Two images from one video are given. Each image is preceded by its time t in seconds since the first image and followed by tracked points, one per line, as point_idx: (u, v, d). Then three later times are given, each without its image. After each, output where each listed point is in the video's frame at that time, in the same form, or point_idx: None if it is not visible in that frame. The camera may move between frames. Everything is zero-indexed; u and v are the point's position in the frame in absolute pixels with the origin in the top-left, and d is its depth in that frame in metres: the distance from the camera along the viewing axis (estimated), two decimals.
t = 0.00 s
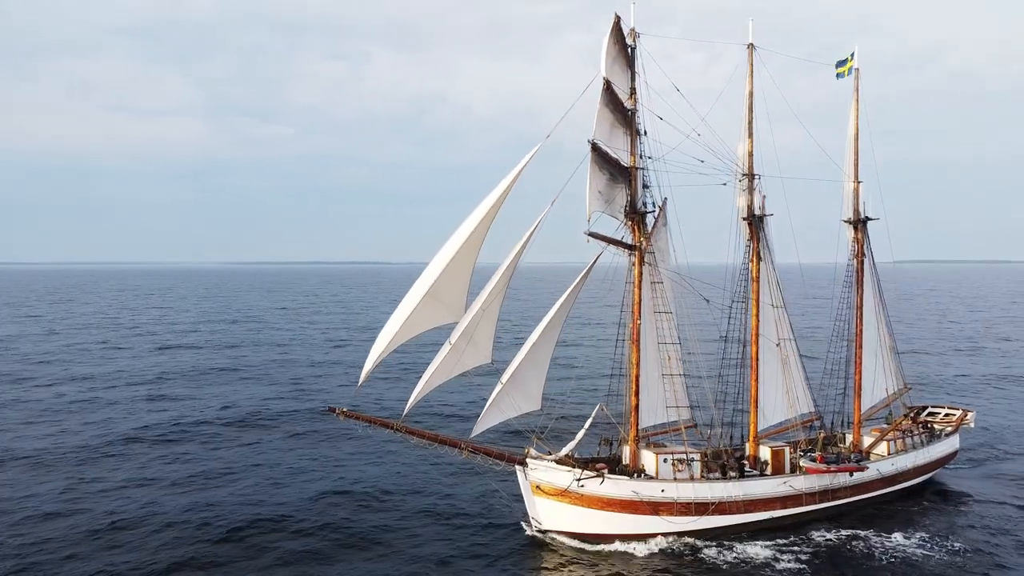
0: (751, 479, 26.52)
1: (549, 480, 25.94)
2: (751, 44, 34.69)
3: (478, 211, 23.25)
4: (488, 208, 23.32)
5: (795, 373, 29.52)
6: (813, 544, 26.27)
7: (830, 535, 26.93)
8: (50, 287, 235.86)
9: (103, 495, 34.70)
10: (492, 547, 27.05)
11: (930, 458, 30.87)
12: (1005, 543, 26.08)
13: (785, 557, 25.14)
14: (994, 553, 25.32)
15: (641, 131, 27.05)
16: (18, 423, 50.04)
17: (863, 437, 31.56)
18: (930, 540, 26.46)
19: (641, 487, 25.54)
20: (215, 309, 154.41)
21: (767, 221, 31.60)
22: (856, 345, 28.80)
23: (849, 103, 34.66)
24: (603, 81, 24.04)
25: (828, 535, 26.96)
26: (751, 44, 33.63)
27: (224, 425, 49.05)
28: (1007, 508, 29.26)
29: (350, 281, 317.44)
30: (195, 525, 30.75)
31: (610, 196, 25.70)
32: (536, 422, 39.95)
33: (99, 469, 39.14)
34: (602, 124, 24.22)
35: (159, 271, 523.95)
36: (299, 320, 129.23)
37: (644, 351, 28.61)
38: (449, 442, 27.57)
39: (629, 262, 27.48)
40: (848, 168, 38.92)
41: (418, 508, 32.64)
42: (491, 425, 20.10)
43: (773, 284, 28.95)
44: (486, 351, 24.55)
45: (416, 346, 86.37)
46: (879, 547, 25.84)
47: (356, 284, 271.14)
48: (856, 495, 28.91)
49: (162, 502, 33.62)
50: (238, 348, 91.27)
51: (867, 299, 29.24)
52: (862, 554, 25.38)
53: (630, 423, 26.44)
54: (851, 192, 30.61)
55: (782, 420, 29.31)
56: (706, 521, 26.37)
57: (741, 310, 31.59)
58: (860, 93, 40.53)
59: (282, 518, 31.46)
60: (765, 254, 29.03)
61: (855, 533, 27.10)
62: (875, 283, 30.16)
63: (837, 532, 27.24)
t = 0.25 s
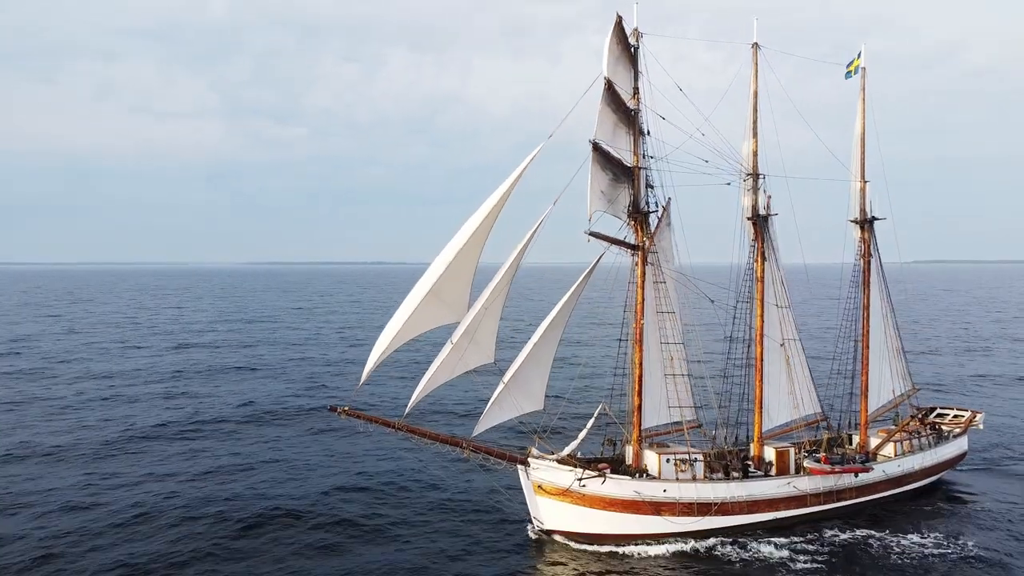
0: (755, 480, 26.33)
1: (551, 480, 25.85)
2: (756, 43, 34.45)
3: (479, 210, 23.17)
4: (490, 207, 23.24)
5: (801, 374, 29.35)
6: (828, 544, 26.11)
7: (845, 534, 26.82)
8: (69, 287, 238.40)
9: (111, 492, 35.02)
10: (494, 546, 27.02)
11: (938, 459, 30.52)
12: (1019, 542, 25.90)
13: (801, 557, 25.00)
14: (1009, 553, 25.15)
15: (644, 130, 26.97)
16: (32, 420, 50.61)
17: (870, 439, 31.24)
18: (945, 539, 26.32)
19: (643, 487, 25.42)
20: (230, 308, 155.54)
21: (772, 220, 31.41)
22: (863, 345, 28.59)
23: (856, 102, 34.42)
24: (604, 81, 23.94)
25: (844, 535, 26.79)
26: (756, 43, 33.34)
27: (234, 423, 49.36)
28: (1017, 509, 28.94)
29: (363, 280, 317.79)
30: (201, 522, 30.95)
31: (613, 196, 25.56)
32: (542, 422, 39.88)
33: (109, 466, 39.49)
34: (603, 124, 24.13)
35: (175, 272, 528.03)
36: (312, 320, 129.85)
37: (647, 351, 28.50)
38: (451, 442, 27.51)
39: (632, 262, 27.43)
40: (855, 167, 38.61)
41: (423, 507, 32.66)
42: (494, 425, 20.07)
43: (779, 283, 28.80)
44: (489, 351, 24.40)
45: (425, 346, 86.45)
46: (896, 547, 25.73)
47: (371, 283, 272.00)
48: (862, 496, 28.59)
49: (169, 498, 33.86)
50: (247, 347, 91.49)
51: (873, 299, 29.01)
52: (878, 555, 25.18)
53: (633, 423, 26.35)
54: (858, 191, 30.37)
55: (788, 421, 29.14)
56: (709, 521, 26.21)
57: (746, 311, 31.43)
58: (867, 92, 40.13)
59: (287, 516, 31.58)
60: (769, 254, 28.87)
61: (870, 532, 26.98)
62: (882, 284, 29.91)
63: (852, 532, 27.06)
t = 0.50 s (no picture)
0: (758, 480, 26.21)
1: (553, 480, 25.82)
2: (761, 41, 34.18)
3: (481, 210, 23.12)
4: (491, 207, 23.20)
5: (806, 375, 29.23)
6: (842, 544, 26.01)
7: (860, 534, 26.77)
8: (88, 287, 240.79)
9: (120, 490, 35.37)
10: (496, 547, 27.04)
11: (946, 461, 30.19)
12: None
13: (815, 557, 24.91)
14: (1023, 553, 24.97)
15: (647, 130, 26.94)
16: (46, 418, 51.25)
17: (877, 440, 30.92)
18: (960, 539, 26.17)
19: (644, 487, 25.36)
20: (246, 308, 156.66)
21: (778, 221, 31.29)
22: (869, 345, 28.41)
23: (864, 101, 34.19)
24: (605, 81, 23.92)
25: (859, 535, 26.71)
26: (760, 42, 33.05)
27: (244, 422, 49.69)
28: None
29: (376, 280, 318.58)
30: (206, 521, 31.20)
31: (615, 196, 25.56)
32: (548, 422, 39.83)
33: (119, 464, 39.89)
34: (604, 124, 24.11)
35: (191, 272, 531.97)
36: (326, 319, 130.47)
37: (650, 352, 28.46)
38: (453, 442, 27.52)
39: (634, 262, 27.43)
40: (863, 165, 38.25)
41: (427, 508, 32.73)
42: (496, 423, 20.16)
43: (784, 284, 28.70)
44: (491, 351, 24.24)
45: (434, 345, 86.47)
46: (911, 546, 25.66)
47: (385, 283, 272.81)
48: (867, 498, 28.34)
49: (177, 497, 34.16)
50: (258, 347, 91.79)
51: (880, 300, 28.75)
52: (893, 554, 25.07)
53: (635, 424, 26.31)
54: (865, 191, 30.19)
55: (793, 422, 29.03)
56: (712, 522, 26.10)
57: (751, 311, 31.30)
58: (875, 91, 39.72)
59: (292, 516, 31.76)
60: (774, 254, 28.77)
61: (884, 532, 26.88)
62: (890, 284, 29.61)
63: (866, 531, 26.96)
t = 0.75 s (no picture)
0: (760, 482, 26.09)
1: (554, 481, 25.79)
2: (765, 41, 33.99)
3: (484, 209, 22.86)
4: (495, 206, 23.01)
5: (811, 375, 29.15)
6: (859, 544, 25.91)
7: (875, 533, 26.66)
8: (107, 287, 243.10)
9: (130, 489, 35.73)
10: (498, 548, 27.03)
11: (953, 462, 29.92)
12: None
13: (835, 557, 24.78)
14: None
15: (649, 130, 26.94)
16: (61, 417, 51.88)
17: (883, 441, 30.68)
18: (974, 539, 25.98)
19: (645, 488, 25.30)
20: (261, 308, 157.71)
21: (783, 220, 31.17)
22: (874, 345, 28.26)
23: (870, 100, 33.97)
24: (605, 81, 23.92)
25: (876, 533, 26.68)
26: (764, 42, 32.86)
27: (255, 421, 50.00)
28: None
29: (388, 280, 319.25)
30: (213, 521, 31.44)
31: (616, 196, 25.55)
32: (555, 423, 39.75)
33: (130, 463, 40.30)
34: (604, 124, 24.12)
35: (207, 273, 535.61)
36: (340, 319, 131.04)
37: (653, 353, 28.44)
38: (455, 442, 27.57)
39: (637, 262, 27.45)
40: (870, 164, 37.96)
41: (432, 508, 32.76)
42: (500, 422, 20.21)
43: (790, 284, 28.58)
44: (494, 352, 24.04)
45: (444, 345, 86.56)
46: (927, 546, 25.52)
47: (400, 283, 273.45)
48: (872, 499, 28.11)
49: (184, 496, 34.45)
50: (269, 346, 92.20)
51: (886, 300, 28.57)
52: (912, 553, 24.98)
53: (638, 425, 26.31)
54: (870, 190, 30.02)
55: (799, 423, 28.92)
56: (714, 524, 26.00)
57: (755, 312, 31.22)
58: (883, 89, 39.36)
59: (296, 515, 31.92)
60: (778, 254, 28.68)
61: (899, 532, 26.76)
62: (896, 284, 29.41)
63: (881, 531, 26.85)
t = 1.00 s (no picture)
0: (762, 483, 25.98)
1: (555, 482, 25.77)
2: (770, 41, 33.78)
3: (487, 211, 22.76)
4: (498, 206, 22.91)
5: (817, 376, 29.07)
6: (878, 543, 25.88)
7: (890, 533, 26.55)
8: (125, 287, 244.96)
9: (139, 488, 36.01)
10: (500, 548, 27.01)
11: (960, 464, 29.67)
12: None
13: (854, 556, 24.79)
14: None
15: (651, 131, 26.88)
16: (75, 414, 52.43)
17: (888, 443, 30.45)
18: (989, 540, 25.79)
19: (647, 490, 25.25)
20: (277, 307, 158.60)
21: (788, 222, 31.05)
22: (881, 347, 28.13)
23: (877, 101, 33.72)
24: (605, 83, 23.84)
25: (896, 532, 26.63)
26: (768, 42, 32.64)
27: (262, 420, 50.23)
28: None
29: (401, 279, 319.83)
30: (219, 520, 31.60)
31: (618, 197, 25.51)
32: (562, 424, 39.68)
33: (141, 461, 40.63)
34: (605, 127, 24.06)
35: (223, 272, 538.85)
36: (354, 318, 131.60)
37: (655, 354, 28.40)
38: (456, 442, 27.58)
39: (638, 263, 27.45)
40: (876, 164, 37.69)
41: (436, 508, 32.78)
42: (501, 422, 20.35)
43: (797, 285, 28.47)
44: (496, 353, 24.02)
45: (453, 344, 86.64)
46: (942, 546, 25.39)
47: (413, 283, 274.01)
48: (876, 501, 27.91)
49: (192, 495, 34.68)
50: (279, 345, 92.58)
51: (892, 301, 28.40)
52: (932, 554, 24.89)
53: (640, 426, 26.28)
54: (876, 191, 29.84)
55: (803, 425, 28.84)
56: (716, 525, 25.92)
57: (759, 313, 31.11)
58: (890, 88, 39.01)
59: (302, 515, 32.04)
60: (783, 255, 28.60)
61: (914, 532, 26.64)
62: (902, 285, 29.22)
63: (895, 531, 26.75)
